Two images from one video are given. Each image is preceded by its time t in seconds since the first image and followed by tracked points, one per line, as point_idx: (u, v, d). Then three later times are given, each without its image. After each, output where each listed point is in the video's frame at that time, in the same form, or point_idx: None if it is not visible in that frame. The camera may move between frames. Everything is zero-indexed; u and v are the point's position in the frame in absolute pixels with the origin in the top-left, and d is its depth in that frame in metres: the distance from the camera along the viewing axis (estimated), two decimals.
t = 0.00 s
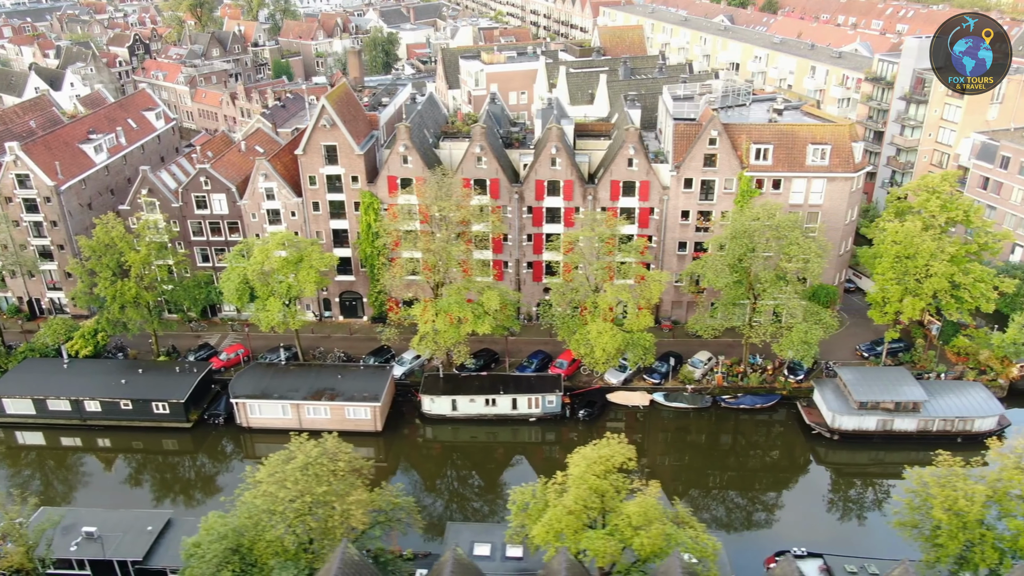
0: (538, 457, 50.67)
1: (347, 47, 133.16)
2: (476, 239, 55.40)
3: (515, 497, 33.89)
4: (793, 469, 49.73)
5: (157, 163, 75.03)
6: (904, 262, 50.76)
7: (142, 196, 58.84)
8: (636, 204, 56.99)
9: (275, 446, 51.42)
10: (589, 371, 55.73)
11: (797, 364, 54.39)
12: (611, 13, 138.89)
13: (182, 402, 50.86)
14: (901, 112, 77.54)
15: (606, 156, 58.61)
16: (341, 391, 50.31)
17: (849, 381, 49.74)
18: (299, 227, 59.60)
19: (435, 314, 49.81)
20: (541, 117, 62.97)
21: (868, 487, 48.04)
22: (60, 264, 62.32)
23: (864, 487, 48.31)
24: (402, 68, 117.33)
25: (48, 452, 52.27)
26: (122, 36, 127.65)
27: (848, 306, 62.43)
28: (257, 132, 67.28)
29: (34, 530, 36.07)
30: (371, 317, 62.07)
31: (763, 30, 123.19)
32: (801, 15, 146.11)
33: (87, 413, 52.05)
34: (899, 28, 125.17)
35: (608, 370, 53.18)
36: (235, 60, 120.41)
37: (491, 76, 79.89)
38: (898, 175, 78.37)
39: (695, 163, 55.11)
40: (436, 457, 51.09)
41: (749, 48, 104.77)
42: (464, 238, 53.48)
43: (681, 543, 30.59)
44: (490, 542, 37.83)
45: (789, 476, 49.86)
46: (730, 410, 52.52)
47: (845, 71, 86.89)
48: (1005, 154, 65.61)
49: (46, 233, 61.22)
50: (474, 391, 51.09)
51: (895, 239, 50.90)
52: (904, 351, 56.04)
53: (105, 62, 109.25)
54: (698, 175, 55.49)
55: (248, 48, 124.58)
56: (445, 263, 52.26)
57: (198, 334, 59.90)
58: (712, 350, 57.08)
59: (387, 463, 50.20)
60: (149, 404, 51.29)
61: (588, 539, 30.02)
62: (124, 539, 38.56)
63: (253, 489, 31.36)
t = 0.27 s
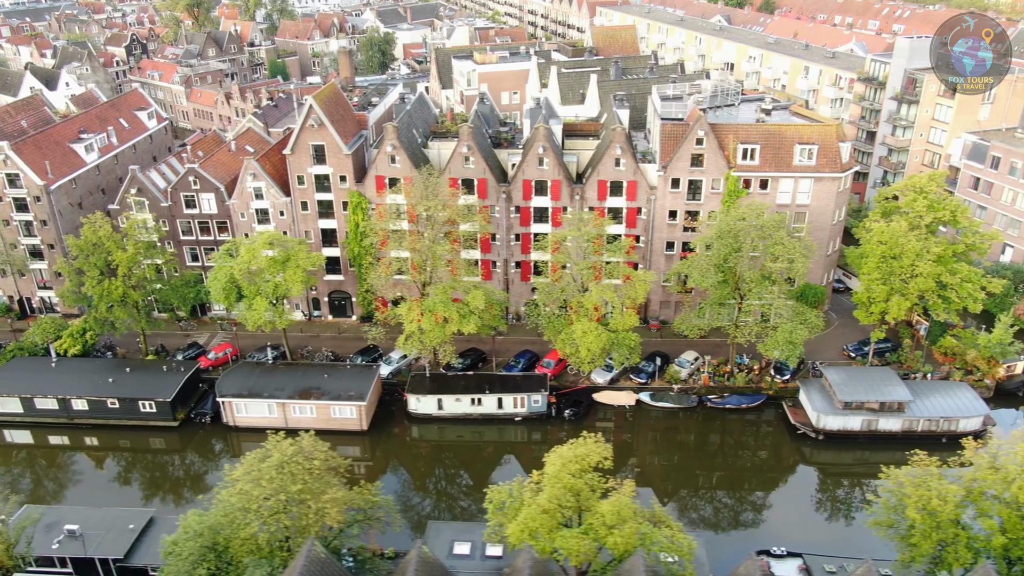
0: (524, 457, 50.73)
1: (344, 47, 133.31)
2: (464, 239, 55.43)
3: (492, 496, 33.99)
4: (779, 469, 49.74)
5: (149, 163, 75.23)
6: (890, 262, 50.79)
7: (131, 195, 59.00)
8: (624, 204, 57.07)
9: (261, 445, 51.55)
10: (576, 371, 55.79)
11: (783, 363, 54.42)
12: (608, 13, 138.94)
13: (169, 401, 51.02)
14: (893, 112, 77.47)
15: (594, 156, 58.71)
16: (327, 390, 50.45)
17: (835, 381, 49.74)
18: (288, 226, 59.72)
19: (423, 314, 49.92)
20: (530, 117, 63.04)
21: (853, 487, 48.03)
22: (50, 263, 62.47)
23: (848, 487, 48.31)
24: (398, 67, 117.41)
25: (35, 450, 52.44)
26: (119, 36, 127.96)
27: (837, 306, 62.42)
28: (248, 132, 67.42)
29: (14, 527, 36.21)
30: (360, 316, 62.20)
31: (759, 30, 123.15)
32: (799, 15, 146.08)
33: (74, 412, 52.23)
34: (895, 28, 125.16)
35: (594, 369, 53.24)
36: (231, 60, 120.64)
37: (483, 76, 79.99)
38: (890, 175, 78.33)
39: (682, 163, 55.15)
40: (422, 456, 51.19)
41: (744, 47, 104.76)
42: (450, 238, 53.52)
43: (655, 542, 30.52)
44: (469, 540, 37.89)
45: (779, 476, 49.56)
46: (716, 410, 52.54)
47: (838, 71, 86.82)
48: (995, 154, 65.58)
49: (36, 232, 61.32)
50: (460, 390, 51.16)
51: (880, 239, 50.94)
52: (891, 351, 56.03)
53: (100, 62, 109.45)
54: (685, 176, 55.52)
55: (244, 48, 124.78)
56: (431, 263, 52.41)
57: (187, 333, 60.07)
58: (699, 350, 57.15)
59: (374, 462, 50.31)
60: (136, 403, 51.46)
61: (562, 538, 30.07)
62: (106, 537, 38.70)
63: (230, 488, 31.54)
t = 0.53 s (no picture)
0: (509, 456, 50.82)
1: (340, 47, 133.51)
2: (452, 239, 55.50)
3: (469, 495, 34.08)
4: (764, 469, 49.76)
5: (141, 162, 75.46)
6: (876, 262, 50.80)
7: (121, 195, 59.20)
8: (611, 204, 57.13)
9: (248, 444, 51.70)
10: (563, 370, 55.87)
11: (769, 364, 54.43)
12: (604, 13, 139.09)
13: (155, 400, 51.20)
14: (884, 112, 77.45)
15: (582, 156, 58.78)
16: (312, 389, 50.57)
17: (820, 381, 49.76)
18: (277, 226, 59.87)
19: (409, 314, 50.07)
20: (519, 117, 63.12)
21: (837, 488, 48.04)
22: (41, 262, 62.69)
23: (832, 487, 48.32)
24: (393, 67, 117.59)
25: (23, 449, 52.67)
26: (116, 36, 128.28)
27: (826, 306, 62.45)
28: (238, 132, 67.61)
29: None
30: (349, 316, 62.36)
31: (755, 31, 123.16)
32: (796, 15, 146.10)
33: (62, 411, 52.43)
34: (891, 28, 125.17)
35: (581, 369, 53.32)
36: (227, 60, 120.91)
37: (476, 76, 80.11)
38: (882, 176, 78.32)
39: (669, 163, 55.21)
40: (408, 455, 51.34)
41: (738, 47, 104.75)
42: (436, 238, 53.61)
43: (630, 542, 30.85)
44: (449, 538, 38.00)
45: (768, 476, 49.44)
46: (702, 409, 52.59)
47: (831, 71, 86.74)
48: (985, 155, 65.55)
49: (26, 231, 61.49)
50: (446, 390, 51.25)
51: (866, 239, 50.99)
52: (878, 352, 56.05)
53: (96, 62, 109.76)
54: (672, 176, 55.58)
55: (240, 48, 125.04)
56: (418, 262, 52.58)
57: (177, 332, 60.28)
58: (686, 350, 57.22)
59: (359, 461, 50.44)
60: (123, 401, 51.63)
61: (536, 537, 30.16)
62: (87, 535, 38.88)
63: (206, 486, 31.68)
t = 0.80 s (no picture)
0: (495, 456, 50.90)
1: (337, 47, 133.68)
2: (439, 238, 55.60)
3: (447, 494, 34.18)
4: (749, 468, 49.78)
5: (133, 162, 75.72)
6: (861, 262, 50.83)
7: (110, 194, 59.40)
8: (599, 204, 57.19)
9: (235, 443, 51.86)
10: (550, 370, 55.95)
11: (756, 364, 54.47)
12: (601, 13, 139.20)
13: (142, 399, 51.35)
14: (876, 113, 77.42)
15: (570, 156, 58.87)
16: (298, 388, 50.70)
17: (805, 381, 49.78)
18: (265, 225, 60.03)
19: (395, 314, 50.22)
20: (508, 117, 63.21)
21: (821, 488, 48.05)
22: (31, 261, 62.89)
23: (817, 487, 48.34)
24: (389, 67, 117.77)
25: (11, 447, 52.85)
26: (113, 37, 128.59)
27: (814, 306, 62.47)
28: (229, 131, 67.82)
29: None
30: (338, 315, 62.52)
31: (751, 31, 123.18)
32: (793, 15, 146.06)
33: (49, 409, 52.58)
34: (888, 28, 125.16)
35: (567, 369, 53.40)
36: (223, 60, 121.19)
37: (468, 76, 80.23)
38: (874, 176, 78.31)
39: (656, 163, 55.26)
40: (394, 455, 51.47)
41: (733, 48, 104.76)
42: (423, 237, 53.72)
43: (605, 541, 30.86)
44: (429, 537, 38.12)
45: (757, 476, 49.42)
46: (687, 409, 52.64)
47: (824, 71, 86.67)
48: (976, 155, 65.45)
49: (17, 231, 61.69)
50: (432, 389, 51.35)
51: (851, 239, 51.00)
52: (865, 352, 56.06)
53: (92, 61, 110.05)
54: (659, 176, 55.63)
55: (236, 48, 125.29)
56: (404, 262, 52.73)
57: (166, 332, 60.49)
58: (673, 350, 57.29)
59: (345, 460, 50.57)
60: (110, 400, 51.78)
61: (509, 536, 30.24)
62: (70, 533, 39.05)
63: (183, 485, 31.91)
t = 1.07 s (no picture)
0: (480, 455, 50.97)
1: (334, 47, 133.93)
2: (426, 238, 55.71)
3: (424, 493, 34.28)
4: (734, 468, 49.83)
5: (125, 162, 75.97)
6: (847, 262, 50.84)
7: (100, 194, 59.60)
8: (586, 204, 57.27)
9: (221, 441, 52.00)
10: (537, 369, 56.04)
11: (742, 364, 54.50)
12: (598, 14, 139.37)
13: (129, 397, 51.49)
14: (868, 113, 77.40)
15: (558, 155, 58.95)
16: (285, 387, 50.82)
17: (790, 381, 49.80)
18: (255, 225, 60.20)
19: (381, 314, 50.36)
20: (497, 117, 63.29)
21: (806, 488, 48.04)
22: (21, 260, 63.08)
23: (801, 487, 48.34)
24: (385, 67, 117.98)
25: None
26: (110, 37, 128.91)
27: (803, 306, 62.52)
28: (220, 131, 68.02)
29: None
30: (327, 314, 62.69)
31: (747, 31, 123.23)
32: (791, 15, 146.10)
33: (37, 408, 52.73)
34: (884, 28, 125.16)
35: (553, 368, 53.50)
36: (220, 60, 121.54)
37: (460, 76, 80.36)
38: (866, 176, 78.29)
39: (644, 163, 55.33)
40: (381, 454, 51.63)
41: (727, 48, 104.79)
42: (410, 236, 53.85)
43: (580, 540, 30.80)
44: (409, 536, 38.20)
45: (741, 476, 49.45)
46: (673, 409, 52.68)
47: (817, 71, 86.62)
48: (967, 155, 65.34)
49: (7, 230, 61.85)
50: (418, 388, 51.46)
51: (837, 239, 51.13)
52: (852, 352, 56.08)
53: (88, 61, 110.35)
54: (647, 176, 55.69)
55: (233, 48, 125.61)
56: (391, 262, 52.86)
57: (155, 331, 60.68)
58: (660, 350, 57.35)
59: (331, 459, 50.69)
60: (97, 399, 51.92)
61: (483, 535, 30.31)
62: (52, 531, 39.18)
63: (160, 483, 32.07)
